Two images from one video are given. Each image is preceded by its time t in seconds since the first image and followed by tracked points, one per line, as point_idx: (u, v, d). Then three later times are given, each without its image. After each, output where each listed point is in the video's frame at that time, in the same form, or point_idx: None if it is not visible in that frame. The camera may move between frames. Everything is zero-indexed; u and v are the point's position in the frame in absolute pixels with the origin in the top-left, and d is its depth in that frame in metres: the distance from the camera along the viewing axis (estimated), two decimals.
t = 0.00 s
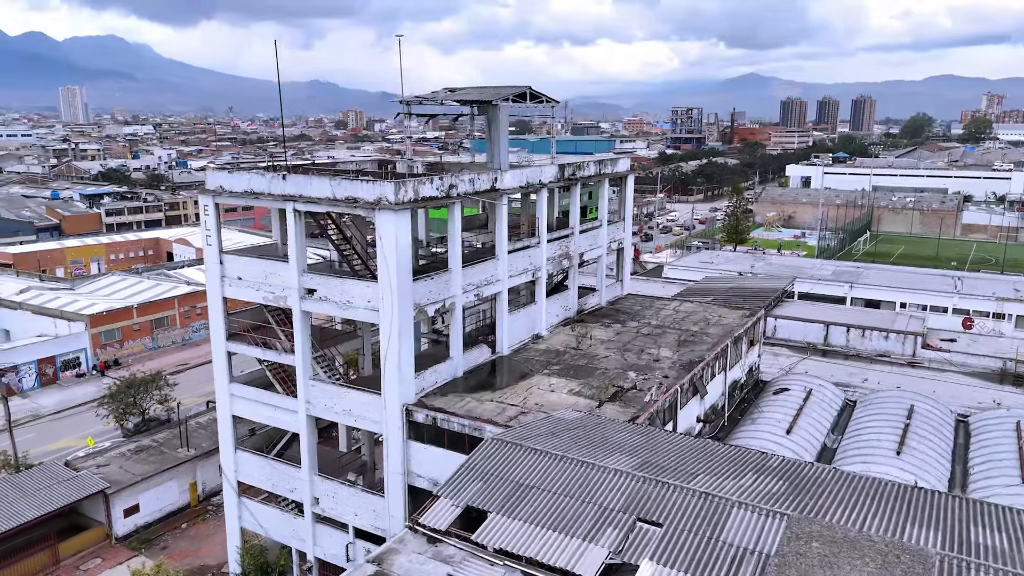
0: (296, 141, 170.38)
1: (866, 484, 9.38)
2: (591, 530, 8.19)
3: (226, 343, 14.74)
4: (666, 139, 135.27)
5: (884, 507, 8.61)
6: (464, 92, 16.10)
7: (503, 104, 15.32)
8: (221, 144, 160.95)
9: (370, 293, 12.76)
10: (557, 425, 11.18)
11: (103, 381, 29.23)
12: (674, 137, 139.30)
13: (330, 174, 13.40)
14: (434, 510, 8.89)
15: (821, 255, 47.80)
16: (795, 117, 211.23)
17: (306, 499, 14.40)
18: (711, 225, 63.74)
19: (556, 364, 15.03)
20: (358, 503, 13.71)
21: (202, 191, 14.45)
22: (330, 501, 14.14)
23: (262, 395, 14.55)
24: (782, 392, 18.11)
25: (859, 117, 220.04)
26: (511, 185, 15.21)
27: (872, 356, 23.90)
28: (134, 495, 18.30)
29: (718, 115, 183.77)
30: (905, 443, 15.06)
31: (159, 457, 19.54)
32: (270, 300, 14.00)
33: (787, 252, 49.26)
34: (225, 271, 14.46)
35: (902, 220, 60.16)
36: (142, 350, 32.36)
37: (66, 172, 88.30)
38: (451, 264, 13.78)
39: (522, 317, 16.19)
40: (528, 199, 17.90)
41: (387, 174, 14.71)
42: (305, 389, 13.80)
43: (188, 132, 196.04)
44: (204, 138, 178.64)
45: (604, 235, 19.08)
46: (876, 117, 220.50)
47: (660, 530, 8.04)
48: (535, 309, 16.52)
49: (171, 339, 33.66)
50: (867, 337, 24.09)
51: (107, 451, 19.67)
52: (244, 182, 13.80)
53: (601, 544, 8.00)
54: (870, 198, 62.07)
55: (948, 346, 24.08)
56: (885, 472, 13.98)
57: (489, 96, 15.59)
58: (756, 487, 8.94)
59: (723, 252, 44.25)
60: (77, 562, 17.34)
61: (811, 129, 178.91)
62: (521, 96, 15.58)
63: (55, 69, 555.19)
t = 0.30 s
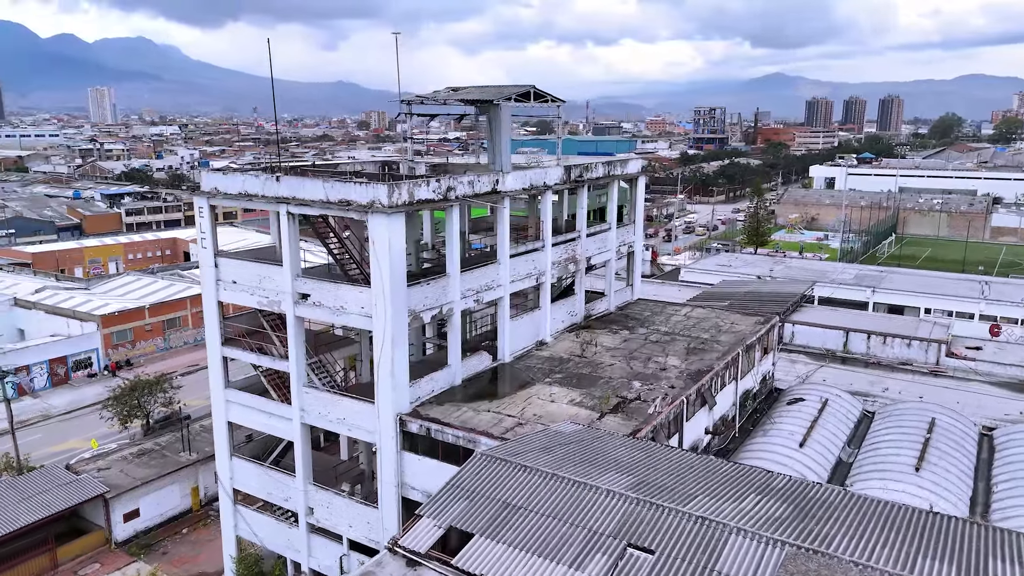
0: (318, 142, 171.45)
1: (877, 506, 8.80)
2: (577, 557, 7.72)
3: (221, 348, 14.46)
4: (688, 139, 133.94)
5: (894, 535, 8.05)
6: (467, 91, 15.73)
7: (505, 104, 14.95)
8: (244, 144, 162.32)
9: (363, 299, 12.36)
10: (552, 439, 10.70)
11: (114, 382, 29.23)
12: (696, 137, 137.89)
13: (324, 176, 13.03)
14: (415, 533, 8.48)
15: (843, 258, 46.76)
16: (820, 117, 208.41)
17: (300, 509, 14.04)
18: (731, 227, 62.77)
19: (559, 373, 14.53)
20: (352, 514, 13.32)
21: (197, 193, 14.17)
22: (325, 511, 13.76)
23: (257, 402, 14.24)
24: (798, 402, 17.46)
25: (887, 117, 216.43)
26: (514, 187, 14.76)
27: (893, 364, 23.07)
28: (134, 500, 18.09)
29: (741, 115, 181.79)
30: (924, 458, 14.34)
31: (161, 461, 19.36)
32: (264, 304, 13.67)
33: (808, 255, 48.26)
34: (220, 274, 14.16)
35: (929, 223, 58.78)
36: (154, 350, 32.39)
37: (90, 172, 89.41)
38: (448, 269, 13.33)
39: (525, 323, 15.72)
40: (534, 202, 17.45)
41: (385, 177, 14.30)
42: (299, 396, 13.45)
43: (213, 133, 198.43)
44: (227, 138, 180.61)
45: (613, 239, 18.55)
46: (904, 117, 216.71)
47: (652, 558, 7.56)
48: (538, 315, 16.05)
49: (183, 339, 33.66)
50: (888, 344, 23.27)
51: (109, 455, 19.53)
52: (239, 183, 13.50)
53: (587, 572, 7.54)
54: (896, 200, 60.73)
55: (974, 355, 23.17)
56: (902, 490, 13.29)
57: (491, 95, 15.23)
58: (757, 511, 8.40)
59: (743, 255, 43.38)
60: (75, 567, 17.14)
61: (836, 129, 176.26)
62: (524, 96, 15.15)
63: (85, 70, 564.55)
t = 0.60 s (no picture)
0: (339, 142, 172.17)
1: (885, 533, 8.21)
2: None
3: (214, 353, 14.16)
4: (710, 140, 132.53)
5: (902, 565, 7.47)
6: (469, 89, 15.33)
7: (505, 103, 14.52)
8: (268, 145, 163.71)
9: (355, 304, 11.98)
10: (545, 454, 10.22)
11: (125, 382, 29.26)
12: (719, 137, 136.44)
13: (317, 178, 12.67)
14: (393, 554, 8.08)
15: (866, 261, 45.71)
16: (846, 117, 205.34)
17: (293, 519, 13.70)
18: (752, 228, 61.76)
19: (560, 381, 14.05)
20: (344, 525, 12.94)
21: (192, 194, 13.88)
22: (317, 521, 13.40)
23: (250, 408, 13.92)
24: (811, 412, 16.81)
25: (914, 117, 212.67)
26: (515, 188, 14.31)
27: (915, 372, 22.24)
28: (133, 504, 17.90)
29: (765, 115, 179.66)
30: (943, 475, 13.63)
31: (162, 465, 19.18)
32: (257, 309, 13.35)
33: (829, 257, 47.27)
34: (214, 278, 13.86)
35: (957, 225, 57.33)
36: (165, 351, 32.43)
37: (114, 172, 90.34)
38: (444, 274, 12.91)
39: (527, 329, 15.26)
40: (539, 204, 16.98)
41: (381, 179, 13.92)
42: (291, 403, 13.10)
43: (236, 133, 200.21)
44: (250, 138, 182.10)
45: (621, 242, 18.01)
46: (933, 117, 212.79)
47: None
48: (541, 320, 15.60)
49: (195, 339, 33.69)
50: (910, 352, 22.43)
51: (111, 457, 19.41)
52: (232, 184, 13.18)
53: None
54: (922, 201, 59.34)
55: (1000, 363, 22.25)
56: (919, 508, 12.60)
57: (492, 94, 14.81)
58: (755, 537, 7.84)
59: (762, 258, 42.55)
60: (73, 571, 16.97)
61: (863, 129, 173.46)
62: (526, 94, 14.70)
63: (114, 71, 573.24)
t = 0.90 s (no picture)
0: (360, 142, 172.68)
1: (893, 563, 7.61)
2: None
3: (207, 358, 13.88)
4: (733, 140, 130.97)
5: None
6: (469, 88, 14.96)
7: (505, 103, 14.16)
8: (290, 145, 164.58)
9: (344, 310, 11.59)
10: (535, 468, 9.75)
11: (135, 382, 29.27)
12: (742, 137, 134.82)
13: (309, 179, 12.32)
14: None
15: (889, 264, 44.63)
16: (873, 116, 202.12)
17: (284, 528, 13.37)
18: (774, 229, 60.71)
19: (560, 390, 13.57)
20: (335, 536, 12.57)
21: (184, 196, 13.61)
22: (308, 532, 13.05)
23: (243, 415, 13.61)
24: (825, 423, 16.17)
25: (943, 117, 208.79)
26: (515, 190, 13.87)
27: (938, 381, 21.42)
28: (132, 508, 17.71)
29: (790, 115, 177.35)
30: (962, 493, 12.92)
31: (162, 468, 18.99)
32: (248, 314, 13.03)
33: (851, 260, 46.25)
34: (207, 281, 13.57)
35: (985, 227, 55.86)
36: (176, 351, 32.46)
37: (137, 172, 91.17)
38: (439, 279, 12.48)
39: (528, 335, 14.80)
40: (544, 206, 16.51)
41: (377, 181, 13.56)
42: (282, 410, 12.76)
43: (259, 133, 201.74)
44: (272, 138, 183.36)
45: (629, 245, 17.48)
46: (962, 117, 208.77)
47: None
48: (543, 325, 15.14)
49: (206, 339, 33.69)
50: (932, 360, 21.62)
51: (112, 460, 19.27)
52: (223, 186, 12.88)
53: None
54: (949, 203, 57.94)
55: None
56: (935, 528, 11.92)
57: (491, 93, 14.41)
58: (752, 567, 7.33)
59: (782, 260, 41.68)
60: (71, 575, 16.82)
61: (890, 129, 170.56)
62: (526, 93, 14.27)
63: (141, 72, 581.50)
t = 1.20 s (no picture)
0: (381, 142, 173.13)
1: None
2: None
3: (199, 363, 13.60)
4: (755, 141, 129.29)
5: None
6: (469, 87, 14.58)
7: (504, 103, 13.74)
8: (312, 145, 165.61)
9: (332, 316, 11.21)
10: (524, 484, 9.29)
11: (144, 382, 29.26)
12: (765, 137, 133.06)
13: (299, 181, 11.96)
14: None
15: (913, 267, 43.52)
16: (900, 116, 198.73)
17: (275, 539, 13.04)
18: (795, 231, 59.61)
19: (558, 400, 13.09)
20: (325, 548, 12.20)
21: (176, 197, 13.32)
22: (299, 543, 12.70)
23: (234, 421, 13.30)
24: (839, 435, 15.50)
25: (973, 116, 204.70)
26: (513, 192, 13.43)
27: (961, 390, 20.56)
28: (130, 512, 17.51)
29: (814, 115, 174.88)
30: (981, 512, 12.22)
31: (162, 472, 18.79)
32: (239, 318, 12.71)
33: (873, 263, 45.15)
34: (198, 284, 13.28)
35: (1014, 229, 54.34)
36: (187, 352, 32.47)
37: (159, 172, 91.98)
38: (432, 284, 12.07)
39: (528, 341, 14.33)
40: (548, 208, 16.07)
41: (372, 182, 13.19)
42: (272, 418, 12.44)
43: (281, 133, 203.05)
44: (294, 138, 184.38)
45: (636, 249, 16.94)
46: (992, 117, 204.55)
47: None
48: (545, 331, 14.68)
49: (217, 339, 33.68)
50: (955, 368, 20.76)
51: (113, 464, 19.13)
52: (214, 187, 12.58)
53: None
54: (976, 205, 56.47)
55: None
56: (951, 550, 11.28)
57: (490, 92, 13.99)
58: None
59: (801, 263, 40.78)
60: None
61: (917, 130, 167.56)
62: (525, 92, 13.82)
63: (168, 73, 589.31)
